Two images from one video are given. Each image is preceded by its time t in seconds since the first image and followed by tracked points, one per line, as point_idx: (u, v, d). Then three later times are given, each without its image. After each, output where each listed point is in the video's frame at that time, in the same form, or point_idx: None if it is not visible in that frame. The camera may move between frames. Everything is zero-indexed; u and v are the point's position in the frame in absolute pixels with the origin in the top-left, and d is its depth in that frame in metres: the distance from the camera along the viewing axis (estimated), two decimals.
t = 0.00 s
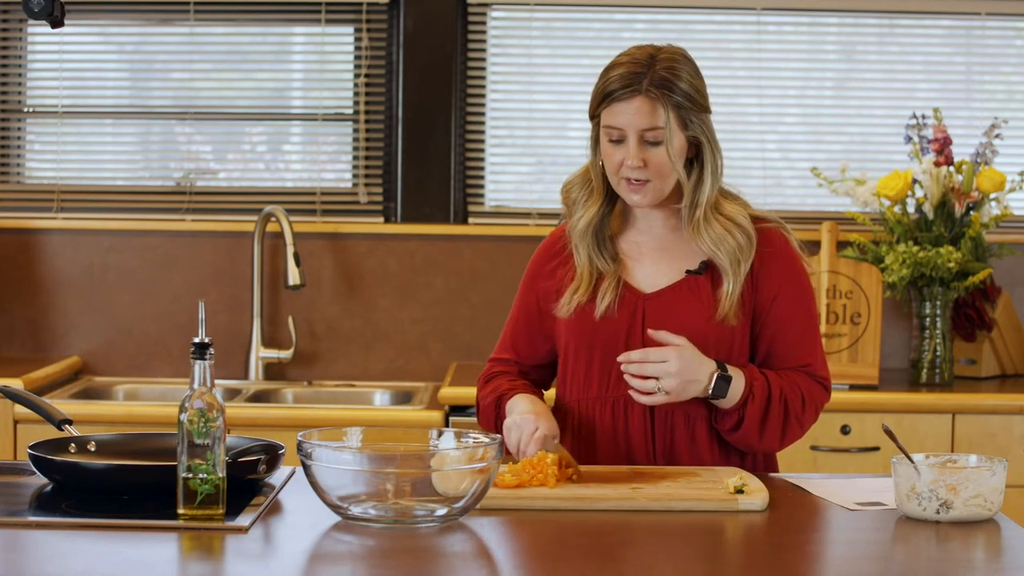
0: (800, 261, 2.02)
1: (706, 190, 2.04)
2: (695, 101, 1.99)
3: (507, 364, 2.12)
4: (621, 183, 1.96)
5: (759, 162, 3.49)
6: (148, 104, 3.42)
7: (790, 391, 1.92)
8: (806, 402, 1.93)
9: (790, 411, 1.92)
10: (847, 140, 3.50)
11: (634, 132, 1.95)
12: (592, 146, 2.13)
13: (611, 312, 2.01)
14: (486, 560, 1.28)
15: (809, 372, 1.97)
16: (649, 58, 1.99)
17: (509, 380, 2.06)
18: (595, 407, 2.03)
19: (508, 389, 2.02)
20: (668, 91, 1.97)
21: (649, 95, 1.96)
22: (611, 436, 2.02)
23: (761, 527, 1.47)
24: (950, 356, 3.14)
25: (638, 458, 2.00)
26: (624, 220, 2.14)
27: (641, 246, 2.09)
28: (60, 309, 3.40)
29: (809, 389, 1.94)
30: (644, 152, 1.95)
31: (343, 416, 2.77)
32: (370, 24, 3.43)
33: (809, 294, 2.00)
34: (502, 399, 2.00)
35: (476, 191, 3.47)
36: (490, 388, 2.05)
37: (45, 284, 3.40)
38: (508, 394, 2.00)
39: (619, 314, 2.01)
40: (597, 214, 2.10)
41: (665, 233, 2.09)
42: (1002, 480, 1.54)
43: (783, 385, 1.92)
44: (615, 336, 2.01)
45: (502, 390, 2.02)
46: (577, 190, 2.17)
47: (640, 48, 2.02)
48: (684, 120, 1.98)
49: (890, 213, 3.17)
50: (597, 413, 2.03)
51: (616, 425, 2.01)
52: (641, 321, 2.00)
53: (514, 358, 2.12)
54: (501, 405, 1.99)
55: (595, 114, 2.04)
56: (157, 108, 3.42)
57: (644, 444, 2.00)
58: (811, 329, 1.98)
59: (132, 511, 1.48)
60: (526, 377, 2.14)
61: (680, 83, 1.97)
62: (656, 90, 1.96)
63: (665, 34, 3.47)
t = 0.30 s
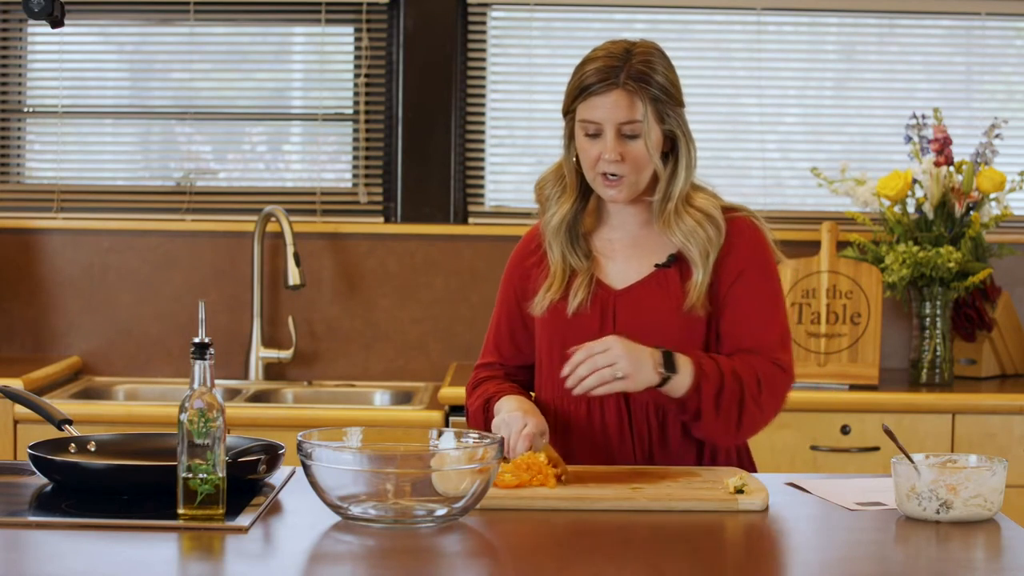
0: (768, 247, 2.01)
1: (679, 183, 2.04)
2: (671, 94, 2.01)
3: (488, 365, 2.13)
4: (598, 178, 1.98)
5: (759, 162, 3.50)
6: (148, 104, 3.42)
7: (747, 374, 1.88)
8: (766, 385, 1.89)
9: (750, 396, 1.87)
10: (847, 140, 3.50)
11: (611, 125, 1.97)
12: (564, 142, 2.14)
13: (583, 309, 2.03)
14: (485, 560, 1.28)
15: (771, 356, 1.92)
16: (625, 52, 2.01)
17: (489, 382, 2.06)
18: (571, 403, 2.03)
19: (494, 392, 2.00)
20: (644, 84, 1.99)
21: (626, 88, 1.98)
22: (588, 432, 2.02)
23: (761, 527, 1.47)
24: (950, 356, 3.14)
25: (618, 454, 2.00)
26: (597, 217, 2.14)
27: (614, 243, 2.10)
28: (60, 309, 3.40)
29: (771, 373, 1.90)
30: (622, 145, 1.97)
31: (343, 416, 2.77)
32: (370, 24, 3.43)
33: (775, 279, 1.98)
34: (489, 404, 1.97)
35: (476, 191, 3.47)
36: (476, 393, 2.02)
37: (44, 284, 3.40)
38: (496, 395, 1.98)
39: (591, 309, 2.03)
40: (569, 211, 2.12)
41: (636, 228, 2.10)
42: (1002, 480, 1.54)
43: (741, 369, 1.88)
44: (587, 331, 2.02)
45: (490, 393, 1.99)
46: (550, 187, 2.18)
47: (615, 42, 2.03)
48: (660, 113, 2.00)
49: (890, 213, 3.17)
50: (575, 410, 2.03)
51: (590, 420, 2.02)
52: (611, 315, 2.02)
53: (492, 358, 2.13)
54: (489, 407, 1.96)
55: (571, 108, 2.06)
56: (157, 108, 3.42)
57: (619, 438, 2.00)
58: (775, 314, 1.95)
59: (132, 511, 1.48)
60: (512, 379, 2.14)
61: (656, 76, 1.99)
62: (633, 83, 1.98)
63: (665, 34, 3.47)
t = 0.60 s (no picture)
0: (715, 234, 1.98)
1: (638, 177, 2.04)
2: (638, 90, 2.03)
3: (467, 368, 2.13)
4: (564, 173, 2.01)
5: (759, 163, 3.50)
6: (148, 104, 3.42)
7: (650, 357, 1.77)
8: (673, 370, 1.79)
9: (663, 383, 1.77)
10: (847, 140, 3.49)
11: (578, 120, 1.99)
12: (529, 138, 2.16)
13: (540, 307, 2.03)
14: (485, 560, 1.28)
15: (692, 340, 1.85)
16: (592, 46, 2.02)
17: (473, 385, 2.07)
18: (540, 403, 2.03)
19: (485, 397, 1.99)
20: (611, 78, 2.01)
21: (592, 83, 2.00)
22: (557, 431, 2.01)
23: (761, 527, 1.47)
24: (950, 356, 3.14)
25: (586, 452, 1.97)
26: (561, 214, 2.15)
27: (575, 242, 2.10)
28: (60, 309, 3.40)
29: (688, 358, 1.83)
30: (589, 140, 2.00)
31: (343, 416, 2.77)
32: (370, 24, 3.43)
33: (715, 267, 1.93)
34: (482, 409, 1.96)
35: (477, 191, 3.47)
36: (463, 397, 2.02)
37: (45, 284, 3.40)
38: (487, 402, 1.96)
39: (548, 307, 2.03)
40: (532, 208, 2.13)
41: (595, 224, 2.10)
42: (1002, 480, 1.54)
43: (645, 352, 1.77)
44: (547, 329, 2.03)
45: (482, 399, 1.98)
46: (517, 183, 2.20)
47: (581, 38, 2.04)
48: (626, 108, 2.02)
49: (890, 213, 3.17)
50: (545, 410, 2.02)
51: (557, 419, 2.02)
52: (567, 313, 2.02)
53: (471, 358, 2.14)
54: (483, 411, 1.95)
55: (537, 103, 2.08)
56: (157, 108, 3.42)
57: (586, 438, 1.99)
58: (708, 300, 1.89)
59: (132, 511, 1.48)
60: (495, 379, 2.14)
61: (623, 70, 2.01)
62: (600, 78, 2.00)
63: (665, 34, 3.47)
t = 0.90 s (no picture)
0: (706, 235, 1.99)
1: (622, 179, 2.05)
2: (620, 91, 2.03)
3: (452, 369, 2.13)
4: (547, 174, 2.01)
5: (760, 163, 3.50)
6: (148, 104, 3.42)
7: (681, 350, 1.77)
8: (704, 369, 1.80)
9: (691, 377, 1.77)
10: (847, 140, 3.49)
11: (561, 121, 1.99)
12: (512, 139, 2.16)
13: (525, 306, 2.04)
14: (485, 560, 1.28)
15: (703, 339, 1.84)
16: (574, 47, 2.02)
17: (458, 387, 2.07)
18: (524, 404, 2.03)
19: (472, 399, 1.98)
20: (593, 79, 2.01)
21: (575, 84, 2.00)
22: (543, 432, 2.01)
23: (761, 527, 1.47)
24: (950, 356, 3.14)
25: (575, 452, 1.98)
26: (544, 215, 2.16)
27: (560, 243, 2.10)
28: (60, 309, 3.40)
29: (711, 361, 1.82)
30: (572, 141, 1.99)
31: (343, 416, 2.77)
32: (369, 24, 3.43)
33: (711, 268, 1.93)
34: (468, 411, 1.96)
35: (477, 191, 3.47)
36: (450, 400, 2.02)
37: (45, 284, 3.40)
38: (473, 403, 1.96)
39: (533, 308, 2.03)
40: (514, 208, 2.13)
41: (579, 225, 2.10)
42: (1002, 480, 1.54)
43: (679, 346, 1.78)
44: (532, 329, 2.03)
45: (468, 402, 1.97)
46: (499, 184, 2.20)
47: (563, 38, 2.04)
48: (609, 109, 2.02)
49: (890, 213, 3.17)
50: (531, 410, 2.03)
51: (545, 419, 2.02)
52: (553, 313, 2.02)
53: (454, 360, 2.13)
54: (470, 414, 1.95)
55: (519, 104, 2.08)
56: (157, 108, 3.42)
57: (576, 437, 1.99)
58: (710, 301, 1.89)
59: (132, 511, 1.48)
60: (481, 380, 2.13)
61: (605, 71, 2.01)
62: (583, 79, 2.00)
63: (665, 34, 3.47)
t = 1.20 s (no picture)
0: (728, 246, 2.05)
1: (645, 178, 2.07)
2: (643, 90, 2.04)
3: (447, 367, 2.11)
4: (569, 172, 1.98)
5: (759, 162, 3.50)
6: (148, 104, 3.42)
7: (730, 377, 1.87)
8: (744, 389, 1.88)
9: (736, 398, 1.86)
10: (847, 140, 3.50)
11: (588, 120, 1.99)
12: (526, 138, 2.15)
13: (543, 305, 2.03)
14: (485, 560, 1.28)
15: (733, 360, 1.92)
16: (598, 45, 2.03)
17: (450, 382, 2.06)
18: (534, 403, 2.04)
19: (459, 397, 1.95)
20: (619, 77, 2.02)
21: (602, 82, 2.01)
22: (554, 433, 2.02)
23: (761, 527, 1.47)
24: (950, 356, 3.15)
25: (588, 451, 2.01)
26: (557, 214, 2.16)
27: (574, 242, 2.11)
28: (60, 309, 3.40)
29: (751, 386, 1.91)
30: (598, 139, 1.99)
31: (343, 416, 2.77)
32: (370, 24, 3.43)
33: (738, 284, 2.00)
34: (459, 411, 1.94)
35: (477, 191, 3.47)
36: (444, 395, 1.99)
37: (45, 284, 3.40)
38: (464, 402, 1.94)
39: (551, 307, 2.03)
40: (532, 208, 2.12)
41: (595, 224, 2.11)
42: (1002, 480, 1.54)
43: (726, 371, 1.87)
44: (549, 328, 2.03)
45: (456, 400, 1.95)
46: (510, 183, 2.19)
47: (585, 37, 2.05)
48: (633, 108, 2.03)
49: (890, 213, 3.17)
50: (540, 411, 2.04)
51: (555, 418, 2.03)
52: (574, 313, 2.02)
53: (448, 358, 2.12)
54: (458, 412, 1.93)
55: (539, 103, 2.07)
56: (157, 107, 3.42)
57: (589, 437, 2.01)
58: (741, 318, 1.97)
59: (132, 511, 1.48)
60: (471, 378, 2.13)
61: (629, 69, 2.02)
62: (609, 77, 2.01)
63: (665, 34, 3.47)
